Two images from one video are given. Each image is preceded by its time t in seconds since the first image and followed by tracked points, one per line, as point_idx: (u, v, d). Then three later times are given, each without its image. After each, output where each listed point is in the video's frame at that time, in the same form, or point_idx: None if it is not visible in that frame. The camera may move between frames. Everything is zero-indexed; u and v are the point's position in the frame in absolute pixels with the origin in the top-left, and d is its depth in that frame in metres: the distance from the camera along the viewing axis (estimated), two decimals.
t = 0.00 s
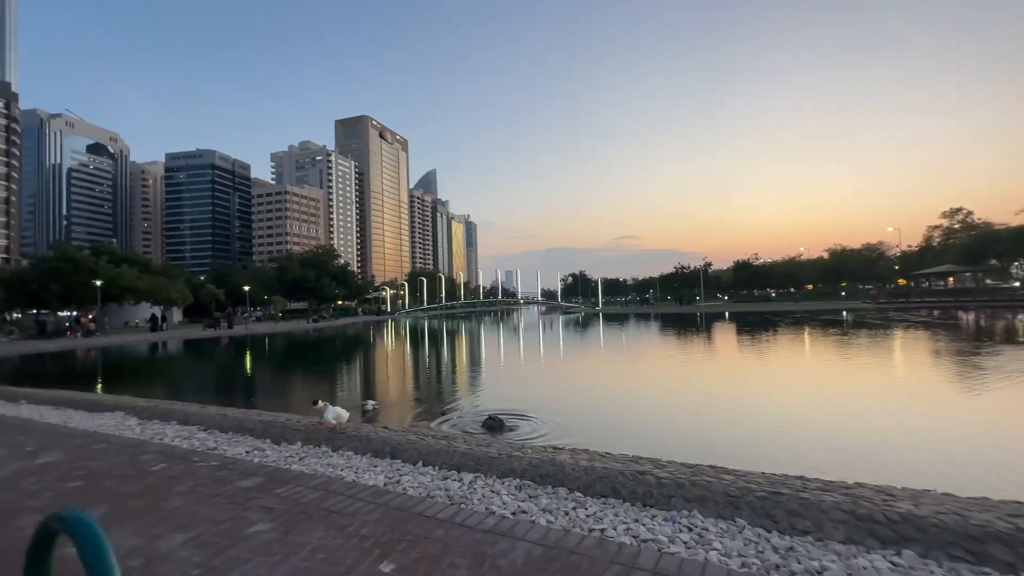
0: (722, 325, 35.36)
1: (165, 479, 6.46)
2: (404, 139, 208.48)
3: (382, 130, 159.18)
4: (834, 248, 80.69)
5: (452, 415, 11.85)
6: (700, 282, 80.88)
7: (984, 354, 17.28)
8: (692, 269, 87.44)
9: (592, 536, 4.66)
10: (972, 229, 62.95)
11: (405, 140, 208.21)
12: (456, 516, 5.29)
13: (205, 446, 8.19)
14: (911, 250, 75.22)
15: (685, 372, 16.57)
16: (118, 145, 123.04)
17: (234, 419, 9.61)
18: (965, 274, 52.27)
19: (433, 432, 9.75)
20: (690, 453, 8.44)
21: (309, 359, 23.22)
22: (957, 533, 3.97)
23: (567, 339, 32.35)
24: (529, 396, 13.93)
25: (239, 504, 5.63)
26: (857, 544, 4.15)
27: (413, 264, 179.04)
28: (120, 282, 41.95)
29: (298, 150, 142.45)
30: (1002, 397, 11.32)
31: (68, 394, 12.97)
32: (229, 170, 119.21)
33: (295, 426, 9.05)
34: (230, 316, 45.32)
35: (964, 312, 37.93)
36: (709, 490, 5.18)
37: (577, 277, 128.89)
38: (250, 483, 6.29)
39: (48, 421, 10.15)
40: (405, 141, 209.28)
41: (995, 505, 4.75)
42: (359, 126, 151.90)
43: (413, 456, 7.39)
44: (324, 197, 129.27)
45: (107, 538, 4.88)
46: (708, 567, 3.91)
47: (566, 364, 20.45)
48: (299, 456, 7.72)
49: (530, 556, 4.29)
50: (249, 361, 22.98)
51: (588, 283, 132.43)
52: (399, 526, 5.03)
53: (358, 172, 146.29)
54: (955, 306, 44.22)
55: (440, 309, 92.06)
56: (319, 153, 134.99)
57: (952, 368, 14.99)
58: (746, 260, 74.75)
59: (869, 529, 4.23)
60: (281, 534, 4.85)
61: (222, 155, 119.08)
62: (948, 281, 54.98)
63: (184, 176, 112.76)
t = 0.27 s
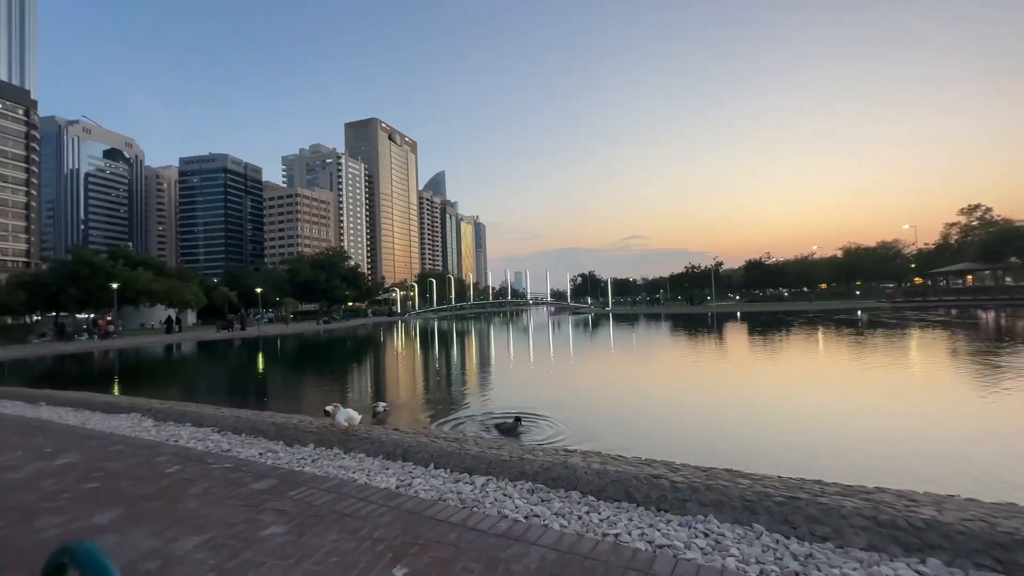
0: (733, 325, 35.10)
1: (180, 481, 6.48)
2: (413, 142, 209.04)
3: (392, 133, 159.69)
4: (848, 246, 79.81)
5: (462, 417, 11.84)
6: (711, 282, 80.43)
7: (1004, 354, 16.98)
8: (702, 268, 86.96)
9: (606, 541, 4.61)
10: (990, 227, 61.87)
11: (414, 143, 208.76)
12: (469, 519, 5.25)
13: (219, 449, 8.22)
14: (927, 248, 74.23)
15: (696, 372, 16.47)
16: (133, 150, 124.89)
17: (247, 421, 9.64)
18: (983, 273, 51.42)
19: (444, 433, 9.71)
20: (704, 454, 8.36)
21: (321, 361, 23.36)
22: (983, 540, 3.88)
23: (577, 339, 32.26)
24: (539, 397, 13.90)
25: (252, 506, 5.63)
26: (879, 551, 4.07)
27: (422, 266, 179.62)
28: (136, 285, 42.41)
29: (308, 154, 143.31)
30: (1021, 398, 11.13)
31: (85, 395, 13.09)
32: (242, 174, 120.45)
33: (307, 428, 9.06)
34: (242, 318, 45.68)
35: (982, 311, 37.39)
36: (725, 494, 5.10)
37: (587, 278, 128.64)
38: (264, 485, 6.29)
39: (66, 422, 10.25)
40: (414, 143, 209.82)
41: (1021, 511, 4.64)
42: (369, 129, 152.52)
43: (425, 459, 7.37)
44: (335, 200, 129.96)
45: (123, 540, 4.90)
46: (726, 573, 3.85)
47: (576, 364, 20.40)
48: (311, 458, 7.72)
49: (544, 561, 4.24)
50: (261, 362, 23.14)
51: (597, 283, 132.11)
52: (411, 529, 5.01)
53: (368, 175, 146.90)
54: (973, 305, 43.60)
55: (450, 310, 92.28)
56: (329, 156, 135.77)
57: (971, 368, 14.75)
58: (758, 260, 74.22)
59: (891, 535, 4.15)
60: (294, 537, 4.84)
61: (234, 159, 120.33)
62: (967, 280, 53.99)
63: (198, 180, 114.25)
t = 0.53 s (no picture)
0: (753, 325, 34.61)
1: (202, 480, 6.51)
2: (428, 143, 210.03)
3: (407, 135, 160.41)
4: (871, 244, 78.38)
5: (478, 418, 11.78)
6: (729, 281, 79.64)
7: None
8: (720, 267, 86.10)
9: (623, 545, 4.53)
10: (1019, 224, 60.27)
11: (429, 144, 209.87)
12: (485, 521, 5.20)
13: (239, 448, 8.26)
14: (953, 246, 72.59)
15: (715, 373, 16.27)
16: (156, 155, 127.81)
17: (266, 422, 9.68)
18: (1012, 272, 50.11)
19: (460, 435, 9.65)
20: (721, 456, 8.28)
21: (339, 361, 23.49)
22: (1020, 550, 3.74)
23: (593, 340, 32.12)
24: (555, 397, 13.82)
25: (272, 505, 5.63)
26: (908, 561, 3.93)
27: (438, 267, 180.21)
28: (160, 287, 42.94)
29: (325, 156, 144.47)
30: None
31: (111, 395, 13.28)
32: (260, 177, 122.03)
33: (324, 428, 9.08)
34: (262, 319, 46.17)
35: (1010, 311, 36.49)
36: (746, 499, 4.99)
37: (602, 278, 128.06)
38: (283, 485, 6.30)
39: (93, 421, 10.39)
40: (429, 145, 210.78)
41: None
42: (384, 132, 153.37)
43: (441, 460, 7.33)
44: (351, 202, 130.91)
45: (146, 538, 4.92)
46: None
47: (593, 365, 20.29)
48: (329, 458, 7.74)
49: (560, 566, 4.17)
50: (281, 362, 23.38)
51: (613, 283, 131.47)
52: (428, 530, 4.96)
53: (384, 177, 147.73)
54: (1001, 304, 42.58)
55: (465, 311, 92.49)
56: (345, 159, 136.86)
57: (1002, 369, 14.32)
58: (778, 259, 73.28)
59: (922, 544, 4.01)
60: (311, 537, 4.82)
61: (253, 163, 121.97)
62: (996, 279, 52.63)
63: (218, 184, 116.38)
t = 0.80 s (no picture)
0: (771, 327, 34.16)
1: (221, 480, 6.54)
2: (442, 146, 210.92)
3: (420, 138, 161.10)
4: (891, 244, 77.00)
5: (492, 419, 11.75)
6: (745, 282, 78.92)
7: None
8: (736, 268, 85.17)
9: (639, 551, 4.45)
10: None
11: (442, 147, 210.68)
12: (499, 524, 5.15)
13: (257, 449, 8.30)
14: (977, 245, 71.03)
15: (731, 375, 16.09)
16: (177, 161, 130.21)
17: (283, 423, 9.72)
18: None
19: (475, 437, 9.63)
20: (738, 460, 8.18)
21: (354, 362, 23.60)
22: None
23: (609, 342, 31.91)
24: (569, 399, 13.76)
25: (288, 506, 5.63)
26: (937, 573, 3.80)
27: (452, 268, 180.66)
28: (181, 290, 43.50)
29: (340, 160, 145.62)
30: None
31: (134, 395, 13.44)
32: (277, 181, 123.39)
33: (341, 429, 9.09)
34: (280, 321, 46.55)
35: None
36: (765, 505, 4.88)
37: (617, 279, 127.39)
38: (300, 486, 6.31)
39: (117, 421, 10.53)
40: (443, 147, 211.57)
41: None
42: (398, 135, 154.19)
43: (455, 462, 7.29)
44: (365, 205, 131.77)
45: (167, 538, 4.93)
46: None
47: (608, 366, 20.16)
48: (345, 460, 7.73)
49: (577, 571, 4.10)
50: (297, 363, 23.57)
51: (628, 284, 130.71)
52: (442, 533, 4.93)
53: (398, 179, 148.46)
54: None
55: (479, 312, 92.60)
56: (360, 162, 137.83)
57: None
58: (796, 260, 72.32)
59: (951, 555, 3.88)
60: (327, 538, 4.80)
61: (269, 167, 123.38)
62: None
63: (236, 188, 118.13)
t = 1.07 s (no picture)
0: (789, 327, 33.70)
1: (239, 481, 6.55)
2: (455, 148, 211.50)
3: (433, 140, 161.62)
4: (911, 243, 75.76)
5: (505, 421, 11.70)
6: (762, 282, 78.01)
7: None
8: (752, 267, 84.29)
9: (655, 557, 4.37)
10: None
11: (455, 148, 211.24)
12: (513, 528, 5.10)
13: (274, 449, 8.32)
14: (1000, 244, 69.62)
15: (747, 377, 15.90)
16: (197, 165, 131.92)
17: (299, 424, 9.74)
18: None
19: (488, 439, 9.61)
20: (754, 464, 8.07)
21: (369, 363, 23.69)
22: None
23: (623, 342, 31.74)
24: (583, 401, 13.68)
25: (304, 507, 5.62)
26: None
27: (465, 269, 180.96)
28: (201, 291, 44.07)
29: (354, 162, 146.51)
30: None
31: (155, 395, 13.55)
32: (292, 184, 124.55)
33: (356, 431, 9.08)
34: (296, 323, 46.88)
35: None
36: (785, 512, 4.77)
37: (631, 279, 126.75)
38: (315, 487, 6.30)
39: (139, 421, 10.64)
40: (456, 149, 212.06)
41: None
42: (411, 137, 154.80)
43: (469, 464, 7.25)
44: (379, 207, 132.43)
45: (186, 536, 4.95)
46: None
47: (622, 367, 20.05)
48: (359, 461, 7.73)
49: None
50: (313, 364, 23.68)
51: (642, 284, 129.99)
52: (456, 537, 4.88)
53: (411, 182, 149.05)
54: None
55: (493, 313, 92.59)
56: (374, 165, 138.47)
57: None
58: (814, 259, 71.33)
59: (979, 567, 3.75)
60: (341, 540, 4.77)
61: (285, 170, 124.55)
62: None
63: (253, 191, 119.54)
